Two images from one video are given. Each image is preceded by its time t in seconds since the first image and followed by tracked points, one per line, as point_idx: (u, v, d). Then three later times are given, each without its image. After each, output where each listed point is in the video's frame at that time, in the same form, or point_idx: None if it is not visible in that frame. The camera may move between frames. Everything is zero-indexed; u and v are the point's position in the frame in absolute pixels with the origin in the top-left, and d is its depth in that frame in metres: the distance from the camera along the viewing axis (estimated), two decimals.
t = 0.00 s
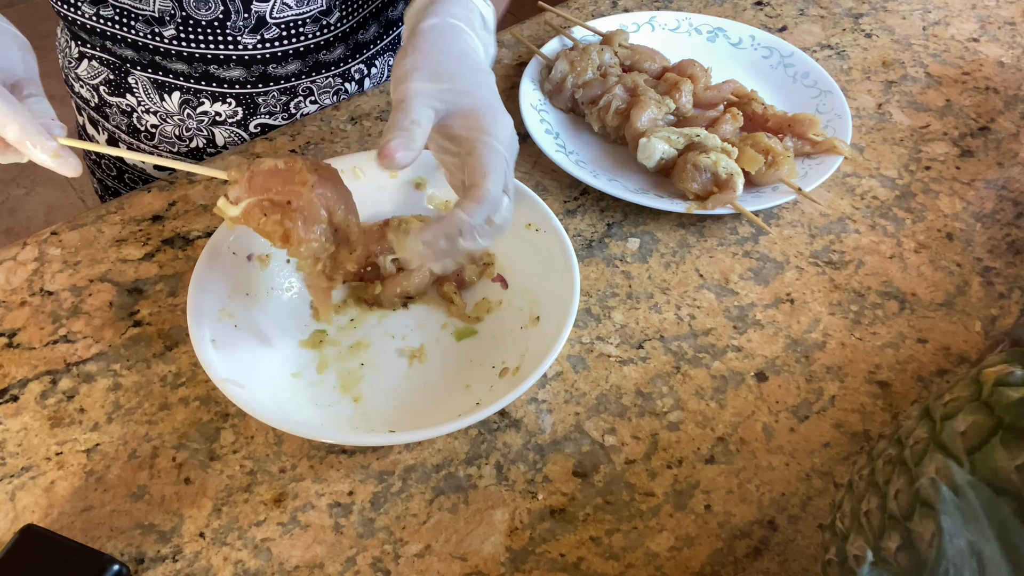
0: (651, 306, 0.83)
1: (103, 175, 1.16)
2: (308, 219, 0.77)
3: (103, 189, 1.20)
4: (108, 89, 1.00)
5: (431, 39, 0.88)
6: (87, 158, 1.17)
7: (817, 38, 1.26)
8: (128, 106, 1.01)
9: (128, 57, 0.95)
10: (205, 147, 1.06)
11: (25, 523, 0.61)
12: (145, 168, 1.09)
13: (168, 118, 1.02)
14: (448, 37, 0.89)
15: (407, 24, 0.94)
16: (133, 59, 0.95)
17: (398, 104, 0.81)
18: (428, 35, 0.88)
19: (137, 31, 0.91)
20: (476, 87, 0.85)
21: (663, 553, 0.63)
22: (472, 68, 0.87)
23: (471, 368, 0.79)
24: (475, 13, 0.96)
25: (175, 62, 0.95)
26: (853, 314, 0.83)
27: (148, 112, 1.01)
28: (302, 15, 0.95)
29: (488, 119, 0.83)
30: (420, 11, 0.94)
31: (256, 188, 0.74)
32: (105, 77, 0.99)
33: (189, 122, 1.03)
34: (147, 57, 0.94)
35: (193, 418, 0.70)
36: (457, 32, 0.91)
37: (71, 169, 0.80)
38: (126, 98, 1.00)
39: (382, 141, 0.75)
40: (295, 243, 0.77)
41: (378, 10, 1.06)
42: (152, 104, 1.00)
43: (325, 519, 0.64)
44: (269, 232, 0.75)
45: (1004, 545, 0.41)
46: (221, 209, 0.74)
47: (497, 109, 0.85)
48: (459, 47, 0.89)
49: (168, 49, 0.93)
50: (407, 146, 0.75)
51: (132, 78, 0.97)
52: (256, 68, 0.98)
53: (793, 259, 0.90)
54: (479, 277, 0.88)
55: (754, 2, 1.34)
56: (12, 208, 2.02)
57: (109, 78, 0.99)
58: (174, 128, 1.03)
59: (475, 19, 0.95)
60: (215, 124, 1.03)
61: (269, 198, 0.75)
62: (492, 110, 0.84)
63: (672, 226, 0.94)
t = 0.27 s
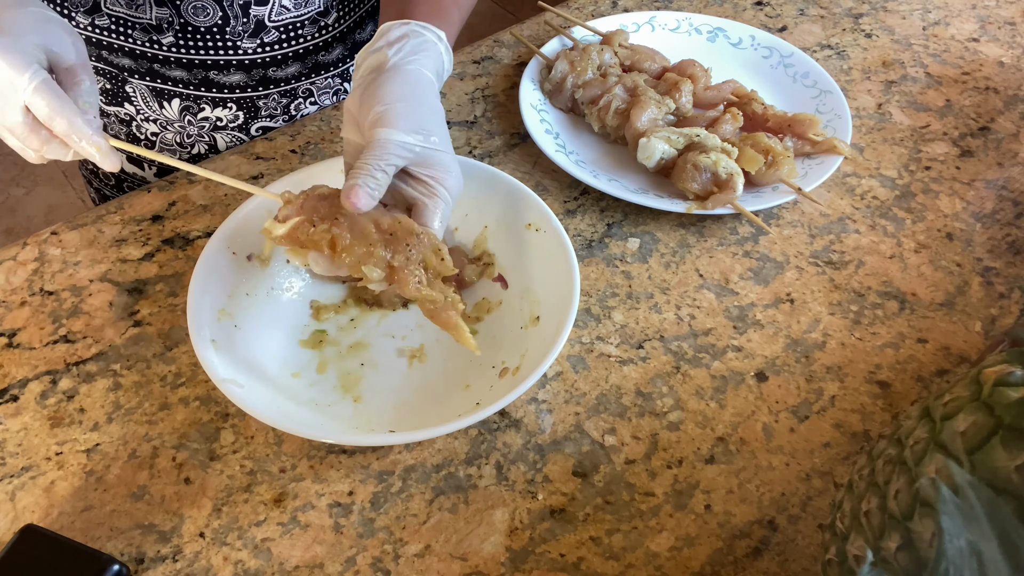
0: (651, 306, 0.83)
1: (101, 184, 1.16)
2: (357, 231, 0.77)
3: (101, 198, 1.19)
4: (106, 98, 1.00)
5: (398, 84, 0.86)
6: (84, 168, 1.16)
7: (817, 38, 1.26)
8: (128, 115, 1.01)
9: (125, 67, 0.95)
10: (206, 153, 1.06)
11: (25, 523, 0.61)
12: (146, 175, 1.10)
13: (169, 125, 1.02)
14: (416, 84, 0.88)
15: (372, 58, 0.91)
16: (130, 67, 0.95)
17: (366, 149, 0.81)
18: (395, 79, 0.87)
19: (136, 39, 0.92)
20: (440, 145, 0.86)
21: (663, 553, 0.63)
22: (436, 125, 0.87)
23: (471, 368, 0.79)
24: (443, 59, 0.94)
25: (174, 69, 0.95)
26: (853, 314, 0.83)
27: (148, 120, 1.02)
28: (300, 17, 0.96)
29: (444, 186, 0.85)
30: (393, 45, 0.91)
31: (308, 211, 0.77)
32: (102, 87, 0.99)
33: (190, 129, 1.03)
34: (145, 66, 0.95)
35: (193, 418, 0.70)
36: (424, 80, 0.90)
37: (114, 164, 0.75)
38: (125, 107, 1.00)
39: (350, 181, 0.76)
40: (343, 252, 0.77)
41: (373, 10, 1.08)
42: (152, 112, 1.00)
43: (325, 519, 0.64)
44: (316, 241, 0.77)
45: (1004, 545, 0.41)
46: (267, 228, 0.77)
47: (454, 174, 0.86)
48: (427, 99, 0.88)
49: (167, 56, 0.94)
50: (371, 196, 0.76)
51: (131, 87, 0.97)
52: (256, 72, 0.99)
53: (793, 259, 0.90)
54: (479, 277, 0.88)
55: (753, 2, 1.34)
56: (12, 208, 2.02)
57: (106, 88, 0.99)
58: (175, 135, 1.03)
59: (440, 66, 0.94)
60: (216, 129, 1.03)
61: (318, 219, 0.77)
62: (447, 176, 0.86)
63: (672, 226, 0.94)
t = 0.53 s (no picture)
0: (651, 306, 0.83)
1: (98, 181, 1.16)
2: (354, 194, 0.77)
3: (99, 195, 1.19)
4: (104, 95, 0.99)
5: (379, 63, 0.91)
6: (81, 166, 1.16)
7: (817, 38, 1.26)
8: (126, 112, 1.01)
9: (125, 62, 0.95)
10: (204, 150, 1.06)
11: (25, 523, 0.61)
12: (143, 172, 1.10)
13: (167, 122, 1.02)
14: (396, 62, 0.92)
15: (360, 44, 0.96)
16: (130, 63, 0.95)
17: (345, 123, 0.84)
18: (377, 59, 0.91)
19: (135, 35, 0.91)
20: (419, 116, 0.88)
21: (663, 553, 0.63)
22: (416, 98, 0.90)
23: (471, 368, 0.79)
24: (425, 39, 0.98)
25: (174, 64, 0.95)
26: (853, 314, 0.83)
27: (146, 117, 1.01)
28: (300, 13, 0.96)
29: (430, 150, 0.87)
30: (378, 29, 0.96)
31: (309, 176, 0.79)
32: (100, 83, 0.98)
33: (189, 126, 1.03)
34: (145, 61, 0.94)
35: (193, 418, 0.70)
36: (403, 58, 0.93)
37: (148, 152, 0.76)
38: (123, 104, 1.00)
39: (328, 154, 0.79)
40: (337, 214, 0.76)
41: (370, 8, 1.08)
42: (150, 109, 1.00)
43: (325, 519, 0.64)
44: (309, 200, 0.76)
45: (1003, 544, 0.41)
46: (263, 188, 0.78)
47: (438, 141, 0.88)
48: (407, 77, 0.91)
49: (166, 52, 0.94)
50: (351, 164, 0.78)
51: (129, 83, 0.97)
52: (255, 68, 0.99)
53: (793, 259, 0.90)
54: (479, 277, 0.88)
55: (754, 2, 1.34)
56: (12, 208, 2.02)
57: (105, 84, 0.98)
58: (174, 132, 1.03)
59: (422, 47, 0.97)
60: (214, 126, 1.03)
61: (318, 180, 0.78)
62: (432, 142, 0.88)
63: (672, 226, 0.94)
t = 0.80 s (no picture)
0: (651, 306, 0.83)
1: (97, 178, 1.15)
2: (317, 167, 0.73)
3: (98, 193, 1.19)
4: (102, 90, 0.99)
5: (339, 43, 0.89)
6: (81, 163, 1.16)
7: (817, 38, 1.26)
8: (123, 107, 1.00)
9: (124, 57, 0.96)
10: (201, 146, 1.06)
11: (25, 523, 0.61)
12: (140, 169, 1.09)
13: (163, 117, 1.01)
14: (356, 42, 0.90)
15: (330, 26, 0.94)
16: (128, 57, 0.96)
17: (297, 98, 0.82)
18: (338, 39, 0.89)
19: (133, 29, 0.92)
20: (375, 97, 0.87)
21: (663, 553, 0.63)
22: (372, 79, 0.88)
23: (471, 368, 0.79)
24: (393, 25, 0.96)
25: (170, 59, 0.95)
26: (853, 314, 0.83)
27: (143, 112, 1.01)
28: (296, 9, 0.96)
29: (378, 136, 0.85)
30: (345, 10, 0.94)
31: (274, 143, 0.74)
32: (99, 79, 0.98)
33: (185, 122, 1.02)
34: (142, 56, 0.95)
35: (193, 418, 0.70)
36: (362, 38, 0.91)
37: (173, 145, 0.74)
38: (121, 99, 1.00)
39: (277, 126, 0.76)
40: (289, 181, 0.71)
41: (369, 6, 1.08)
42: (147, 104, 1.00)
43: (325, 519, 0.64)
44: (268, 163, 0.70)
45: (1004, 545, 0.41)
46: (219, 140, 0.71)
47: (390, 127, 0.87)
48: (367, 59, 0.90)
49: (163, 46, 0.94)
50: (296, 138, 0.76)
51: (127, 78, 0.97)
52: (251, 63, 0.99)
53: (793, 259, 0.90)
54: (479, 277, 0.89)
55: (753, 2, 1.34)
56: (12, 208, 2.02)
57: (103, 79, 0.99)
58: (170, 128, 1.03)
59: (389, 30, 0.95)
60: (210, 122, 1.03)
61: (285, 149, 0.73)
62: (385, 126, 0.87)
63: (672, 226, 0.93)
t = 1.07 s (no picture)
0: (651, 306, 0.83)
1: (98, 177, 1.15)
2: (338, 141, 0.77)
3: (99, 192, 1.19)
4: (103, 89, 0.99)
5: (413, 37, 0.90)
6: (82, 161, 1.16)
7: (817, 38, 1.26)
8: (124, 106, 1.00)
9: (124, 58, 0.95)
10: (202, 147, 1.06)
11: (25, 523, 0.61)
12: (141, 168, 1.09)
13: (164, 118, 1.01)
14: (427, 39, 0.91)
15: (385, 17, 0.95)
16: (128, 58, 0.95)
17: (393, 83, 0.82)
18: (409, 35, 0.90)
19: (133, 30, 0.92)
20: (449, 91, 0.88)
21: (663, 553, 0.63)
22: (448, 73, 0.89)
23: (471, 368, 0.79)
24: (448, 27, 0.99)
25: (171, 60, 0.95)
26: (853, 314, 0.83)
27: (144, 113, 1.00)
28: (297, 11, 0.96)
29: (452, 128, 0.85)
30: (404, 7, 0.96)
31: (290, 131, 0.78)
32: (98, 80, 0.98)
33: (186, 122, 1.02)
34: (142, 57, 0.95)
35: (193, 418, 0.70)
36: (430, 35, 0.93)
37: (183, 127, 0.76)
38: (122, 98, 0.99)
39: (379, 112, 0.76)
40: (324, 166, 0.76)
41: (370, 8, 1.08)
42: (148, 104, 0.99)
43: (325, 519, 0.64)
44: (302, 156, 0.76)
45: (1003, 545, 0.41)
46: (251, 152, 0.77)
47: (460, 120, 0.87)
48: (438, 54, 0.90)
49: (164, 47, 0.94)
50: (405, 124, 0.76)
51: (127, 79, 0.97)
52: (252, 65, 0.99)
53: (793, 259, 0.90)
54: (479, 277, 0.89)
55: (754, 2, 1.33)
56: (12, 208, 2.02)
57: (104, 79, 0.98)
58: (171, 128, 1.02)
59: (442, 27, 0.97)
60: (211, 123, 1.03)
61: (299, 131, 0.78)
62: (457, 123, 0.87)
63: (672, 226, 0.94)
